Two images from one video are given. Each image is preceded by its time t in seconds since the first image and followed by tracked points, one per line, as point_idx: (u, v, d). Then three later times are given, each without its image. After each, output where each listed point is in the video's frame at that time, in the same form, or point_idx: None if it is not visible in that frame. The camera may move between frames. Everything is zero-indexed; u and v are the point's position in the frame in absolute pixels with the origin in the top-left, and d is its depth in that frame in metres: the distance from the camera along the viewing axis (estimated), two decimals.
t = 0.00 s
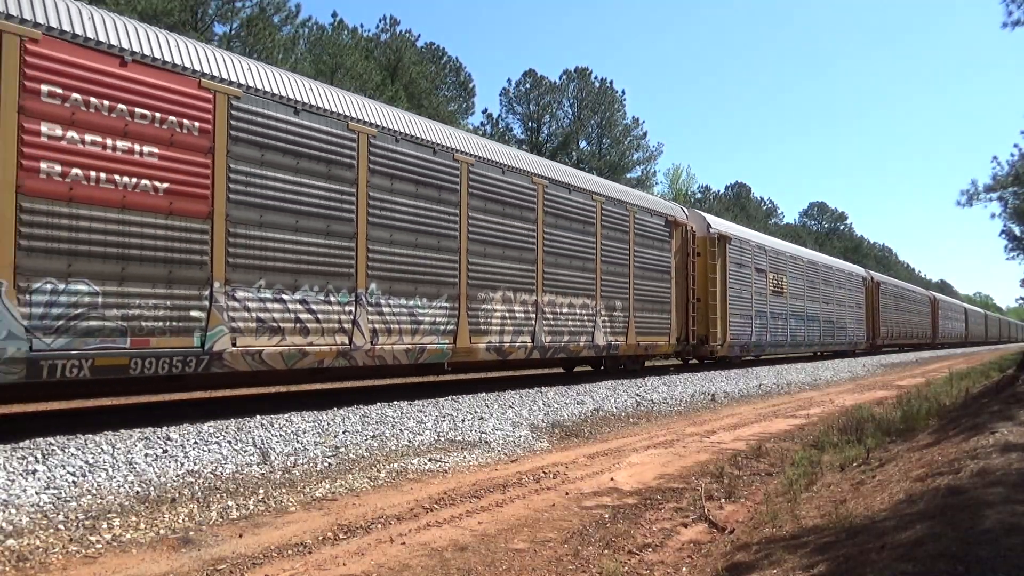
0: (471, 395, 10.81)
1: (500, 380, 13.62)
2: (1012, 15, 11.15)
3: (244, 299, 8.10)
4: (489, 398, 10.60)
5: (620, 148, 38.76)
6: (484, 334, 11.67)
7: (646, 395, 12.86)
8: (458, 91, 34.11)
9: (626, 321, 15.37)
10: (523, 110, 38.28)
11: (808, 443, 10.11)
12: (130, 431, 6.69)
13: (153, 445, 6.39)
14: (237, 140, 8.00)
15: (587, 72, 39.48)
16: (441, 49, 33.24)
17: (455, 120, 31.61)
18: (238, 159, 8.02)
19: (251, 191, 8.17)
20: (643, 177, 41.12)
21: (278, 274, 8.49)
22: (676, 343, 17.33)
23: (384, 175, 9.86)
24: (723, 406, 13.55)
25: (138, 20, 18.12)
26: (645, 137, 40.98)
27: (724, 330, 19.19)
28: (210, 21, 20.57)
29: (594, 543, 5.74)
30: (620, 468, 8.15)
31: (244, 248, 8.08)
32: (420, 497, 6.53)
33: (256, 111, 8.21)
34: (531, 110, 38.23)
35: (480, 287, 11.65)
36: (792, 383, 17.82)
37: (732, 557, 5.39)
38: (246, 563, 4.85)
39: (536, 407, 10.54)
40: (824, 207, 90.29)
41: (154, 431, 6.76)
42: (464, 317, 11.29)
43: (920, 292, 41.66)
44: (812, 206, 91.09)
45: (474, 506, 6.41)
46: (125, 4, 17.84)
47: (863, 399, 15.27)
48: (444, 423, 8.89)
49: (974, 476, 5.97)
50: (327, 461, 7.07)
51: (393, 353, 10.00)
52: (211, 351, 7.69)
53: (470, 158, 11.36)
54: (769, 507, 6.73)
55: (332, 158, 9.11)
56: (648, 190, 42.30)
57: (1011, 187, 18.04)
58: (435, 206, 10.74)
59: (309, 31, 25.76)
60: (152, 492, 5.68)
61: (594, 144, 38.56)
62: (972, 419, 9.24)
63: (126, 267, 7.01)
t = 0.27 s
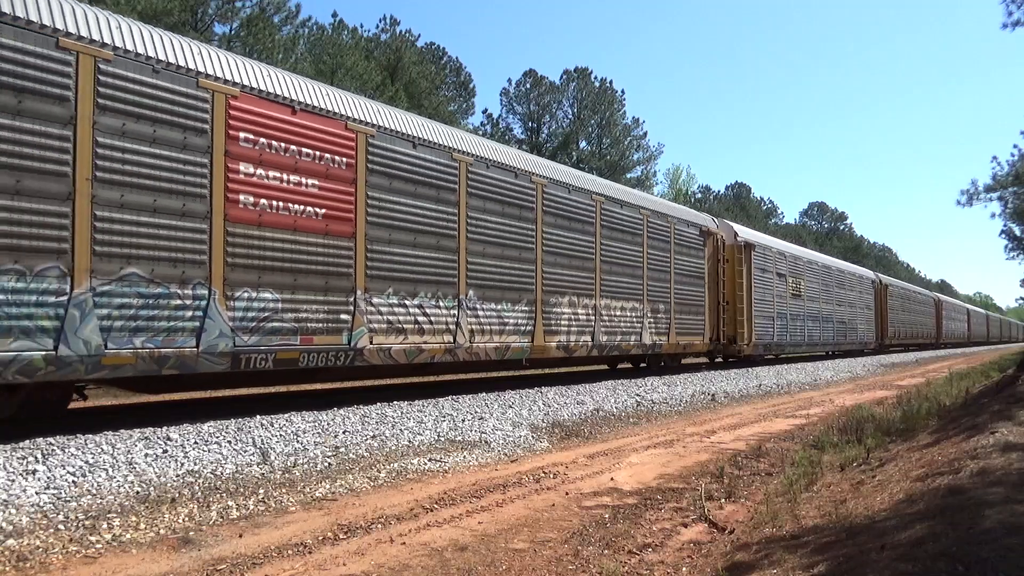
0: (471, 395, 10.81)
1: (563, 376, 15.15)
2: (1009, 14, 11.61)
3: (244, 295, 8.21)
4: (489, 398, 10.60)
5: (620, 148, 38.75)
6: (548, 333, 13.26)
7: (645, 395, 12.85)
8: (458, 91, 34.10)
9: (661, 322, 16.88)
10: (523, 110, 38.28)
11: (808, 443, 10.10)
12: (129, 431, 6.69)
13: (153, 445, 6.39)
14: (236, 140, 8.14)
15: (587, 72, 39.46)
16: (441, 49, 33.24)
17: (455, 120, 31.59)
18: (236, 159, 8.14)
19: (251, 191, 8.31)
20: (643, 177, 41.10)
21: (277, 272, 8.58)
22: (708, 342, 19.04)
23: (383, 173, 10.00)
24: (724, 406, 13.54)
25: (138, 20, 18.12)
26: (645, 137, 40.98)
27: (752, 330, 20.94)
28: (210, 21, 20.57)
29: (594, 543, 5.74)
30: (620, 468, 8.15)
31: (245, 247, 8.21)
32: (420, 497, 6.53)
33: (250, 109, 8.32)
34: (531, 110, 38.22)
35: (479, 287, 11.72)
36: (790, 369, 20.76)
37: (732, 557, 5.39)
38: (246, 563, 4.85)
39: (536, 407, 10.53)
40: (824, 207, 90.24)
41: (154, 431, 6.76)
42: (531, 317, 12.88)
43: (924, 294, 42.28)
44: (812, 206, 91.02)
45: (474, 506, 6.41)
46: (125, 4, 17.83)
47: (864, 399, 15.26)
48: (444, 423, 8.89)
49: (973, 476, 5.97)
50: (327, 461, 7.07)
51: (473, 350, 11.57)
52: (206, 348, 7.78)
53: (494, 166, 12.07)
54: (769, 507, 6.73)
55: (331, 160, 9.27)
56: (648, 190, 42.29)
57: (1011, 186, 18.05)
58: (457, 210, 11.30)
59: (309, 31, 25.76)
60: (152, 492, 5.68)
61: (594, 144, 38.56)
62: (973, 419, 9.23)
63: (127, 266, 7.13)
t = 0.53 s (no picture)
0: (471, 395, 10.82)
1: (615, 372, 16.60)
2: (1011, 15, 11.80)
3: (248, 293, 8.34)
4: (489, 398, 10.60)
5: (620, 148, 38.75)
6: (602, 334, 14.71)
7: (646, 395, 12.85)
8: (458, 91, 34.09)
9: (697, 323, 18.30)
10: (523, 110, 38.27)
11: (808, 443, 10.10)
12: (130, 431, 6.70)
13: (153, 445, 6.39)
14: (240, 141, 8.23)
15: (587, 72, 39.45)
16: (441, 49, 33.24)
17: (455, 119, 31.59)
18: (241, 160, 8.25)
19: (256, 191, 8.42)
20: (644, 177, 41.10)
21: (280, 272, 8.67)
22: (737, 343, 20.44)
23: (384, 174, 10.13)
24: (724, 406, 13.54)
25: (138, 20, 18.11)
26: (645, 136, 40.98)
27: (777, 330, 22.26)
28: (210, 21, 20.56)
29: (594, 543, 5.74)
30: (620, 468, 8.15)
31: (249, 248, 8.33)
32: (420, 497, 6.53)
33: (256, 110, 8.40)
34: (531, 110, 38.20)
35: (477, 287, 11.83)
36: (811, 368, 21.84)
37: (732, 557, 5.39)
38: (246, 563, 4.85)
39: (536, 407, 10.53)
40: (824, 207, 90.25)
41: (154, 431, 6.76)
42: (589, 320, 14.36)
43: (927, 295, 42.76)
44: (812, 206, 90.98)
45: (474, 506, 6.41)
46: (125, 4, 17.83)
47: (864, 399, 15.25)
48: (444, 423, 8.89)
49: (974, 476, 5.97)
50: (327, 461, 7.07)
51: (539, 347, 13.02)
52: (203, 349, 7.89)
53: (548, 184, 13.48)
54: (769, 507, 6.73)
55: (408, 179, 10.57)
56: (648, 191, 42.28)
57: (1011, 186, 18.04)
58: (516, 223, 12.68)
59: (309, 31, 25.74)
60: (152, 492, 5.68)
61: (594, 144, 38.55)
62: (973, 419, 9.23)
63: (241, 274, 8.26)
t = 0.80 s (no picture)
0: (471, 395, 10.81)
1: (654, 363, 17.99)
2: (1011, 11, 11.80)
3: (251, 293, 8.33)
4: (489, 398, 10.60)
5: (620, 148, 38.76)
6: (647, 332, 16.15)
7: (646, 395, 12.85)
8: (458, 91, 34.08)
9: (726, 324, 19.70)
10: (523, 110, 38.28)
11: (808, 443, 10.10)
12: (130, 431, 6.70)
13: (153, 445, 6.39)
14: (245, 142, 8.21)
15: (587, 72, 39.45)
16: (441, 49, 33.25)
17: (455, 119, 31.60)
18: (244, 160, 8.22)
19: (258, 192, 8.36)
20: (643, 177, 41.11)
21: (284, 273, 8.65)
22: (761, 342, 21.65)
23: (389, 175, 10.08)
24: (723, 406, 13.54)
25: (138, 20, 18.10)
26: (645, 137, 40.99)
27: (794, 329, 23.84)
28: (210, 21, 20.57)
29: (594, 543, 5.74)
30: (620, 468, 8.15)
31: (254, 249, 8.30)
32: (420, 497, 6.53)
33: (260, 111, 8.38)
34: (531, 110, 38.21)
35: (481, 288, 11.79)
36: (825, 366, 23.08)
37: (732, 557, 5.38)
38: (246, 563, 4.85)
39: (536, 407, 10.53)
40: (824, 207, 90.26)
41: (154, 431, 6.76)
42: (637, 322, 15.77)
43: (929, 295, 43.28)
44: (812, 207, 90.98)
45: (474, 506, 6.41)
46: (125, 4, 17.82)
47: (864, 399, 15.25)
48: (444, 423, 8.89)
49: (974, 476, 5.97)
50: (327, 461, 7.07)
51: (599, 344, 14.48)
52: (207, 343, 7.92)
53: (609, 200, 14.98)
54: (769, 507, 6.73)
55: (497, 200, 12.08)
56: (648, 191, 42.28)
57: (1011, 187, 18.03)
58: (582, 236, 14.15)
59: (310, 31, 25.75)
60: (152, 492, 5.68)
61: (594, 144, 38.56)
62: (972, 419, 9.23)
63: (377, 283, 9.86)
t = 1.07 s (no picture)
0: (471, 395, 10.82)
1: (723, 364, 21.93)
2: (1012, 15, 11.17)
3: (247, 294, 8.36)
4: (489, 398, 10.60)
5: (620, 148, 38.76)
6: (685, 334, 17.67)
7: (646, 395, 12.85)
8: (458, 91, 34.05)
9: (750, 324, 21.14)
10: (523, 110, 38.29)
11: (808, 443, 10.10)
12: (129, 431, 6.69)
13: (153, 445, 6.39)
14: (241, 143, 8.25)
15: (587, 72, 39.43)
16: (441, 49, 33.26)
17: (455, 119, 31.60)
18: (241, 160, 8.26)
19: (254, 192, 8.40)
20: (644, 177, 41.12)
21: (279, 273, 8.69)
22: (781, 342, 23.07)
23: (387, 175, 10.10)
24: (723, 406, 13.54)
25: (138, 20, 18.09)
26: (645, 137, 40.99)
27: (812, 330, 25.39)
28: (210, 21, 20.57)
29: (594, 543, 5.74)
30: (620, 468, 8.15)
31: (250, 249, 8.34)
32: (420, 497, 6.53)
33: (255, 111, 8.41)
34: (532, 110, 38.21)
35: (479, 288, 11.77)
36: (812, 362, 26.98)
37: (732, 557, 5.39)
38: (246, 563, 4.85)
39: (536, 407, 10.53)
40: (824, 207, 90.28)
41: (154, 431, 6.76)
42: (676, 324, 17.31)
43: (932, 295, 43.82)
44: (812, 207, 90.93)
45: (474, 506, 6.41)
46: (125, 4, 17.81)
47: (864, 399, 15.25)
48: (444, 423, 8.89)
49: (974, 476, 5.97)
50: (327, 461, 7.07)
51: (644, 344, 15.96)
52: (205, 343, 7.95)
53: (653, 215, 16.60)
54: (769, 507, 6.73)
55: (564, 216, 13.76)
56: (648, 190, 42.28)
57: (1011, 187, 18.01)
58: (607, 243, 14.92)
59: (310, 31, 25.76)
60: (152, 492, 5.68)
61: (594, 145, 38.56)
62: (973, 419, 9.22)
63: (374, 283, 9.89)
